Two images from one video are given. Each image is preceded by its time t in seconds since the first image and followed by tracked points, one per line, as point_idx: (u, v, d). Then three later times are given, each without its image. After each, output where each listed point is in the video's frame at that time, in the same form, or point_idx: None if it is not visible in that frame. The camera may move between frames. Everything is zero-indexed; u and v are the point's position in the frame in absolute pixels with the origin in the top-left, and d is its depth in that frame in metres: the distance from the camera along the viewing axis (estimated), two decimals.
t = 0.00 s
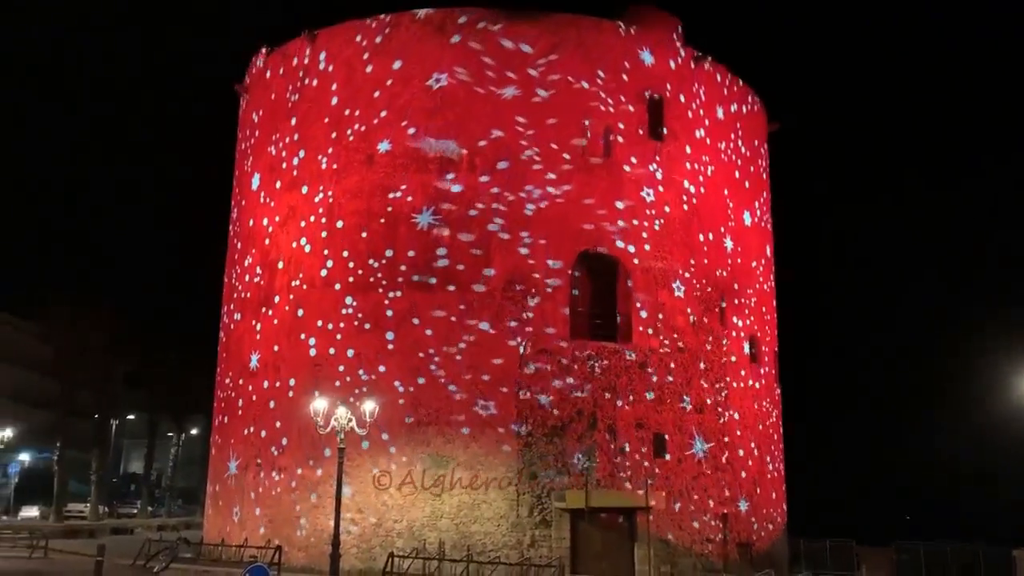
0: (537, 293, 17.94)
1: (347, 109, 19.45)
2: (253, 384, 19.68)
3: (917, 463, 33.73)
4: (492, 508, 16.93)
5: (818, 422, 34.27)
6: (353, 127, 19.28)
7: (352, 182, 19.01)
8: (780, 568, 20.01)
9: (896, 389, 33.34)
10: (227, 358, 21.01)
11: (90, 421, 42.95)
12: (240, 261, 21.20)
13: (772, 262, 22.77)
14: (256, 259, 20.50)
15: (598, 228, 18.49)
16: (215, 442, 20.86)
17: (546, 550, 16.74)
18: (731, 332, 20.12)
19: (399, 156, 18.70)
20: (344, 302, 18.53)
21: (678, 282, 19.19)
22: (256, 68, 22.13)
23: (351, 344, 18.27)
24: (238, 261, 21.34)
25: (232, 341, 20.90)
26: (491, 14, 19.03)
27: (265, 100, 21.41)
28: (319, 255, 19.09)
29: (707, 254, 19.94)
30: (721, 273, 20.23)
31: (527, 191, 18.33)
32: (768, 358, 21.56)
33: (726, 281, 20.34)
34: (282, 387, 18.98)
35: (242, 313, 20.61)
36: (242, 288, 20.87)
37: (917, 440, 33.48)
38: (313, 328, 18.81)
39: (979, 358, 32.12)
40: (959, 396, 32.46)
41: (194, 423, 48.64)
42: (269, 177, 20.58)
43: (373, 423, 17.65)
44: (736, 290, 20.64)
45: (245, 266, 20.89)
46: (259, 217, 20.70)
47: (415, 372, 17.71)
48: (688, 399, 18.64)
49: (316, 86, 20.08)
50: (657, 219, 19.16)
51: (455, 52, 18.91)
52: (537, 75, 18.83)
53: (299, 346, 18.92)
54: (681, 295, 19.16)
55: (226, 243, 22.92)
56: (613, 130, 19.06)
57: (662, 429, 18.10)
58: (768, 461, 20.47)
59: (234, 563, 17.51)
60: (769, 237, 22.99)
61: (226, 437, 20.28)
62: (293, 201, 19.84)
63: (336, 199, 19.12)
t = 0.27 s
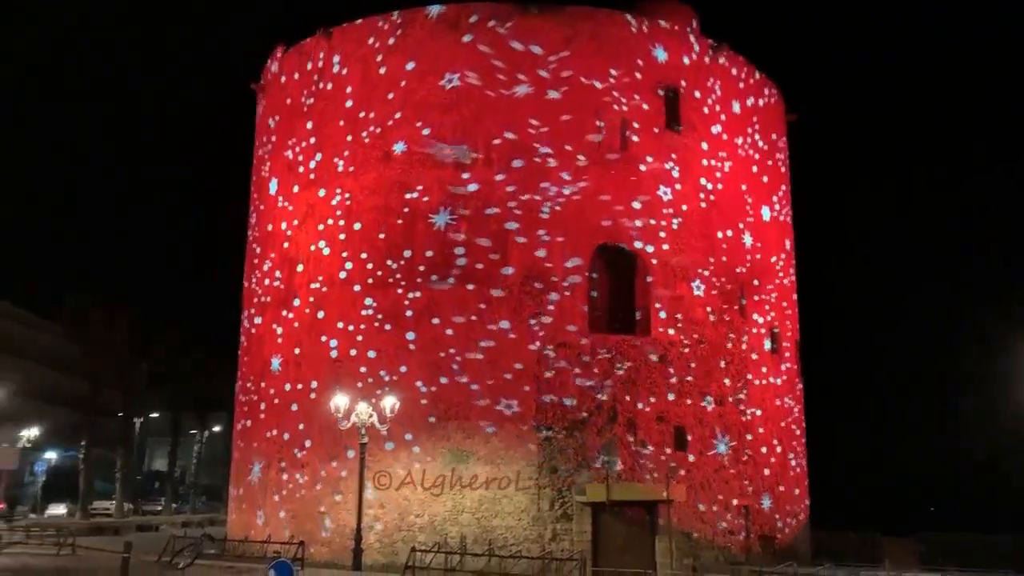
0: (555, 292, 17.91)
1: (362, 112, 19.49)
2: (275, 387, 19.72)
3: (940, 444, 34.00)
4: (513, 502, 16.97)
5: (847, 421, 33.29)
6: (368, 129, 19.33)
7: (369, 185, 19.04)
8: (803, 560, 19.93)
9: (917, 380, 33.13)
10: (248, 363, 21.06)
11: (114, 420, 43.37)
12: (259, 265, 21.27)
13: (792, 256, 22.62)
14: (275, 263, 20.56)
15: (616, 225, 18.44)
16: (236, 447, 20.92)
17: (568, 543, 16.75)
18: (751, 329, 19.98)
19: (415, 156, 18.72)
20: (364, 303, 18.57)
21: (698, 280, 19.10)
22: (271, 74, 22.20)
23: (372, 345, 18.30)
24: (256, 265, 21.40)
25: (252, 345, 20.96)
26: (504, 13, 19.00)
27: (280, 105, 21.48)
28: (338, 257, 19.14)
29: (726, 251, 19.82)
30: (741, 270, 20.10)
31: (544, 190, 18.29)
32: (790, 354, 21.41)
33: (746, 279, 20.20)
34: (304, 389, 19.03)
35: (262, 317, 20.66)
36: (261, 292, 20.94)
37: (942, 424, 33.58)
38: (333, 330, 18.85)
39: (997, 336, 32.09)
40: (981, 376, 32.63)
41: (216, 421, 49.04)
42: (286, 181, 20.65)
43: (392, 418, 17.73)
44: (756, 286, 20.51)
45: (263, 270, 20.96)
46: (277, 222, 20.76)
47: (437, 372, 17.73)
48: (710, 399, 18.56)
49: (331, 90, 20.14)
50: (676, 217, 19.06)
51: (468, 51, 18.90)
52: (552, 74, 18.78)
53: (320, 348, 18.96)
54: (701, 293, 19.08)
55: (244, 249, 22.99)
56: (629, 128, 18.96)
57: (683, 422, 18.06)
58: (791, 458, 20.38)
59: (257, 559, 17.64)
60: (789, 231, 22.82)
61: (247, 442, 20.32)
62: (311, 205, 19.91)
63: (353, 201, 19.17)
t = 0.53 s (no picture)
0: (579, 291, 17.85)
1: (382, 115, 19.54)
2: (302, 392, 19.79)
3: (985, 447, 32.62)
4: (540, 497, 16.97)
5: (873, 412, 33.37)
6: (388, 133, 19.37)
7: (391, 188, 19.08)
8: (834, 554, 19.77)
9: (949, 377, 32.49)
10: (274, 369, 21.16)
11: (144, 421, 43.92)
12: (283, 271, 21.37)
13: (818, 251, 22.37)
14: (299, 268, 20.64)
15: (640, 223, 18.34)
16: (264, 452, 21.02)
17: (595, 538, 16.71)
18: (778, 327, 19.79)
19: (436, 158, 18.73)
20: (389, 306, 18.61)
21: (724, 279, 18.95)
22: (291, 81, 22.30)
23: (398, 347, 18.33)
24: (281, 271, 21.50)
25: (278, 351, 21.05)
26: (521, 13, 18.94)
27: (301, 112, 21.57)
28: (362, 260, 19.19)
29: (751, 249, 19.64)
30: (767, 267, 19.91)
31: (566, 189, 18.23)
32: (818, 350, 21.20)
33: (772, 276, 20.01)
34: (332, 392, 19.10)
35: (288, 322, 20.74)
36: (286, 298, 21.04)
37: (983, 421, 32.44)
38: (359, 333, 18.91)
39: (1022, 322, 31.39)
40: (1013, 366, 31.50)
41: (245, 419, 49.52)
42: (309, 187, 20.75)
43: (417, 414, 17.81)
44: (783, 283, 20.31)
45: (288, 276, 21.06)
46: (301, 227, 20.85)
47: (465, 373, 17.74)
48: (738, 399, 18.41)
49: (350, 95, 20.21)
50: (698, 216, 18.90)
51: (486, 51, 18.86)
52: (571, 73, 18.70)
53: (346, 352, 19.02)
54: (727, 292, 18.93)
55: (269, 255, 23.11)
56: (650, 126, 18.84)
57: (709, 416, 17.97)
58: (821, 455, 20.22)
59: (287, 556, 17.80)
60: (815, 225, 22.56)
61: (274, 447, 20.40)
62: (333, 209, 19.99)
63: (376, 205, 19.21)
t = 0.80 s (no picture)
0: (603, 293, 17.77)
1: (402, 122, 19.59)
2: (330, 399, 19.84)
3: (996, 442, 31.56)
4: (566, 496, 16.92)
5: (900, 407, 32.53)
6: (409, 139, 19.41)
7: (414, 194, 19.11)
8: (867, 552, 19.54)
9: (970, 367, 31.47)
10: (301, 377, 21.24)
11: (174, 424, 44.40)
12: (309, 279, 21.48)
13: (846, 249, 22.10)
14: (325, 276, 20.73)
15: (664, 223, 18.22)
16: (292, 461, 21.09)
17: (623, 537, 16.65)
18: (806, 328, 19.55)
19: (458, 163, 18.74)
20: (415, 312, 18.62)
21: (750, 282, 18.76)
22: (314, 92, 22.46)
23: (425, 352, 18.34)
24: (306, 279, 21.61)
25: (305, 359, 21.13)
26: (537, 16, 18.89)
27: (323, 122, 21.70)
28: (386, 267, 19.23)
29: (777, 251, 19.43)
30: (793, 268, 19.69)
31: (589, 191, 18.16)
32: (847, 349, 20.96)
33: (798, 276, 19.78)
34: (359, 399, 19.13)
35: (315, 330, 20.82)
36: (312, 306, 21.14)
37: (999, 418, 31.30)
38: (386, 339, 18.93)
39: None
40: None
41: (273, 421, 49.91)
42: (332, 195, 20.85)
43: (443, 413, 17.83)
44: (810, 283, 20.08)
45: (313, 284, 21.16)
46: (325, 235, 20.94)
47: (493, 378, 17.71)
48: (768, 403, 18.24)
49: (371, 103, 20.29)
50: (721, 221, 18.70)
51: (505, 55, 18.84)
52: (592, 75, 18.62)
53: (373, 359, 19.06)
54: (754, 295, 18.72)
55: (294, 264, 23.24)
56: (672, 127, 18.71)
57: (737, 413, 17.81)
58: (851, 457, 20.00)
59: (316, 557, 17.90)
60: (841, 222, 22.29)
61: (303, 454, 20.47)
62: (357, 217, 20.06)
63: (398, 212, 19.25)
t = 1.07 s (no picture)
0: (621, 307, 17.73)
1: (418, 139, 19.69)
2: (350, 415, 19.83)
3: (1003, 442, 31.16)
4: (585, 507, 16.86)
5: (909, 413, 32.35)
6: (425, 156, 19.51)
7: (431, 209, 19.17)
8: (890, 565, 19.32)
9: (975, 366, 31.16)
10: (320, 394, 21.27)
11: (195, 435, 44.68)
12: (328, 296, 21.57)
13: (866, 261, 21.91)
14: (343, 292, 20.80)
15: (682, 235, 18.18)
16: (311, 478, 21.08)
17: (642, 548, 16.60)
18: (826, 343, 19.38)
19: (474, 178, 18.80)
20: (434, 326, 18.63)
21: (769, 299, 18.62)
22: (331, 112, 22.63)
23: (445, 367, 18.32)
24: (325, 296, 21.69)
25: (324, 376, 21.18)
26: (552, 31, 18.94)
27: (341, 140, 21.84)
28: (405, 282, 19.27)
29: (796, 265, 19.30)
30: (812, 282, 19.55)
31: (606, 204, 18.15)
32: (868, 364, 20.78)
33: (817, 290, 19.64)
34: (379, 414, 19.12)
35: (333, 346, 20.88)
36: (331, 323, 21.21)
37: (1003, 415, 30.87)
38: (405, 354, 18.93)
39: None
40: None
41: (293, 431, 50.12)
42: (350, 212, 20.97)
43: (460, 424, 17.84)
44: (829, 297, 19.93)
45: (332, 301, 21.24)
46: (344, 252, 21.04)
47: (514, 392, 17.67)
48: (789, 420, 18.09)
49: (387, 120, 20.41)
50: (739, 238, 18.58)
51: (521, 70, 18.89)
52: (607, 90, 18.63)
53: (392, 374, 19.05)
54: (773, 313, 18.58)
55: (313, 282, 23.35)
56: (689, 141, 18.67)
57: (756, 423, 17.70)
58: (874, 473, 19.81)
59: (334, 567, 17.91)
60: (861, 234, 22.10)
61: (323, 470, 20.47)
62: (374, 233, 20.15)
63: (416, 228, 19.32)
